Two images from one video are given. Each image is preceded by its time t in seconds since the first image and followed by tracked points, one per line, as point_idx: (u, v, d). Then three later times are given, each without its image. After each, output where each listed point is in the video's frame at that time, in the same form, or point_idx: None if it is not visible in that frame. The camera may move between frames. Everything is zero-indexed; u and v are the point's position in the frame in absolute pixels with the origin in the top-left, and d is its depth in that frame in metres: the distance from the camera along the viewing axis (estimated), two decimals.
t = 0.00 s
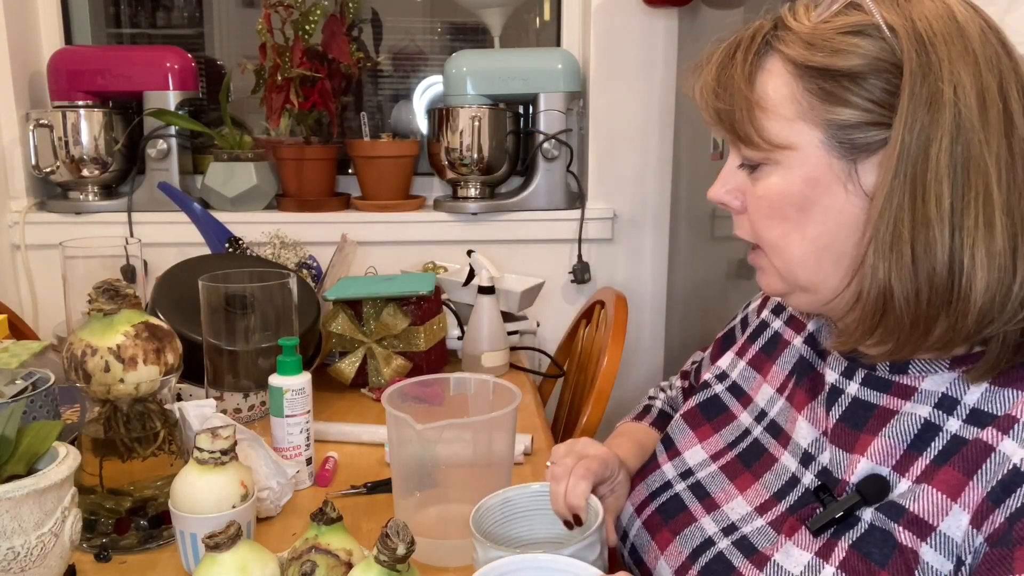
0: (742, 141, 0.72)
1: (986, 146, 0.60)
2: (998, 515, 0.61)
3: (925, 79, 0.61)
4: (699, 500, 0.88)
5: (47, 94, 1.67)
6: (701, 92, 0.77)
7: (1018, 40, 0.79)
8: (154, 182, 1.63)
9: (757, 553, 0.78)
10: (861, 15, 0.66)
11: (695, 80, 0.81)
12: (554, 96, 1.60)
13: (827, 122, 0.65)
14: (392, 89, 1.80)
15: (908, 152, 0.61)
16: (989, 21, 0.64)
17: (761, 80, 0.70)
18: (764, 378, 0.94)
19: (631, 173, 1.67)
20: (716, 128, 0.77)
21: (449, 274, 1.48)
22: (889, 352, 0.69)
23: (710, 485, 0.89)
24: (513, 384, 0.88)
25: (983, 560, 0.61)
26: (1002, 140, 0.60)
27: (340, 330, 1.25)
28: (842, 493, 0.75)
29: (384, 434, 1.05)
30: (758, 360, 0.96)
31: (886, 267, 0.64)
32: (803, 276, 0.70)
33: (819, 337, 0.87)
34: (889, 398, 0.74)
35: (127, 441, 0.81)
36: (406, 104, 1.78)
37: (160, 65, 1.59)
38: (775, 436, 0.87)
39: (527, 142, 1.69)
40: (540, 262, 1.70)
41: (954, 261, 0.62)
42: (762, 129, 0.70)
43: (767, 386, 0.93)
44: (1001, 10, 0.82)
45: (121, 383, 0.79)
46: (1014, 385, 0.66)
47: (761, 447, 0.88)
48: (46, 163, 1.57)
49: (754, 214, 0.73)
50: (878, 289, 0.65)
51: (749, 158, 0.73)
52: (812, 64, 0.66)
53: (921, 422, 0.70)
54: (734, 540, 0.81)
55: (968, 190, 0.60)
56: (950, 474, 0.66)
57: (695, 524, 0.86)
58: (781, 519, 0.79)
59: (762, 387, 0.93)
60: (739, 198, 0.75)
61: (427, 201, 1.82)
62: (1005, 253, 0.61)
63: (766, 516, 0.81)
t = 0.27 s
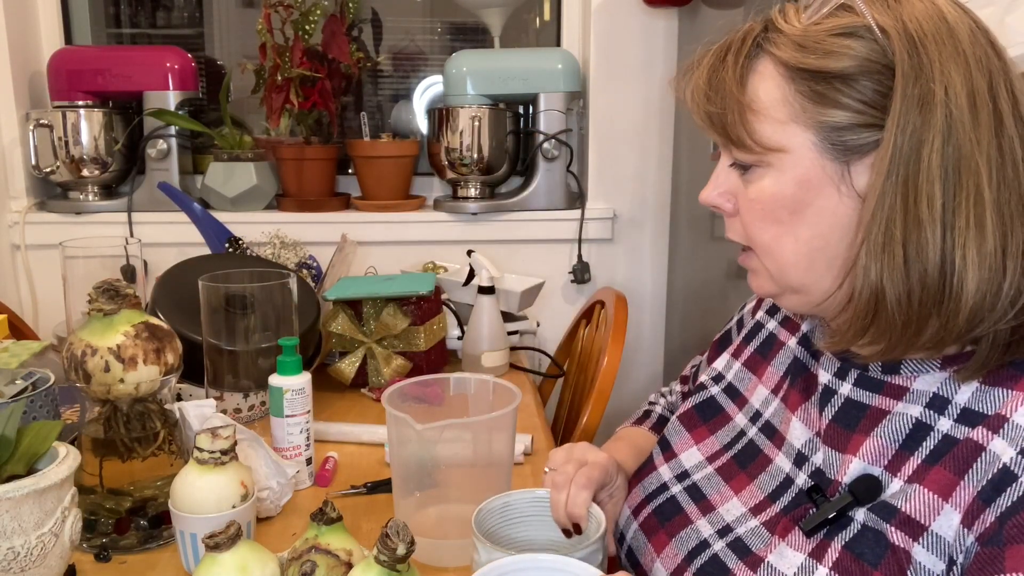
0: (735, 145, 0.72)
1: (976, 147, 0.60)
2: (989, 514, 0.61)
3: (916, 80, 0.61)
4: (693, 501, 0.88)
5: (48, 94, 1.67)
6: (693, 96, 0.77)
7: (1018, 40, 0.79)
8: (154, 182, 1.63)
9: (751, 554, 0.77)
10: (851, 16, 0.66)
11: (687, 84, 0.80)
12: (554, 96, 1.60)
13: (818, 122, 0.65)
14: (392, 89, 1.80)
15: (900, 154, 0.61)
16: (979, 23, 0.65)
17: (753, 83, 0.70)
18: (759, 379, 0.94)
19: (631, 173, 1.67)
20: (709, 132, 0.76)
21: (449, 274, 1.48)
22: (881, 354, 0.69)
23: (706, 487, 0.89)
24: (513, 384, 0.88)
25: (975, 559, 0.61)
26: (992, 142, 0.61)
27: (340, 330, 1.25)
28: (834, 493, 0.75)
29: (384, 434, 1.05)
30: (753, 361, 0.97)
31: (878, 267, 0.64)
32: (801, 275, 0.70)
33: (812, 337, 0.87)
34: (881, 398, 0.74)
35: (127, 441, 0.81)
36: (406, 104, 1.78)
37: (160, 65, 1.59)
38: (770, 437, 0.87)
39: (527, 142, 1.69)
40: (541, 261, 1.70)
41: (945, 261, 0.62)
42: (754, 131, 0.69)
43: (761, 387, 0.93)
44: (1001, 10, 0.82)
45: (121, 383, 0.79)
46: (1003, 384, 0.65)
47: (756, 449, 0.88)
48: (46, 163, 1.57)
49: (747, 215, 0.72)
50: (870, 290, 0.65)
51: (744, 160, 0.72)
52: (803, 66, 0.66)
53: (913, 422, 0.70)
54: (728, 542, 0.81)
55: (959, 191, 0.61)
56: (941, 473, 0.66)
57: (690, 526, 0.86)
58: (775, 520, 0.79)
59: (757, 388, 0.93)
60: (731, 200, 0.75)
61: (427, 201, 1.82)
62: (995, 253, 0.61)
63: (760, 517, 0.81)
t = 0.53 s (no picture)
0: (740, 145, 0.72)
1: (983, 146, 0.61)
2: (989, 514, 0.61)
3: (925, 81, 0.61)
4: (694, 502, 0.88)
5: (48, 94, 1.67)
6: (696, 95, 0.77)
7: (1017, 40, 0.79)
8: (154, 182, 1.63)
9: (751, 554, 0.77)
10: (857, 16, 0.66)
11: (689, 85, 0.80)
12: (554, 96, 1.60)
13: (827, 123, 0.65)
14: (392, 89, 1.80)
15: (909, 155, 0.61)
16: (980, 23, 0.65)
17: (758, 84, 0.69)
18: (759, 379, 0.94)
19: (631, 173, 1.67)
20: (711, 132, 0.76)
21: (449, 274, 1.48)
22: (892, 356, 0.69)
23: (706, 487, 0.89)
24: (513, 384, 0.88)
25: (975, 559, 0.61)
26: (1000, 142, 0.61)
27: (340, 330, 1.25)
28: (834, 493, 0.75)
29: (384, 434, 1.05)
30: (753, 361, 0.97)
31: (889, 268, 0.64)
32: (806, 278, 0.70)
33: (812, 337, 0.87)
34: (881, 398, 0.74)
35: (127, 441, 0.81)
36: (406, 104, 1.78)
37: (160, 65, 1.59)
38: (770, 437, 0.87)
39: (527, 142, 1.69)
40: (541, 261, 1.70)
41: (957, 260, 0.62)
42: (760, 131, 0.69)
43: (762, 387, 0.93)
44: (1001, 11, 0.82)
45: (121, 383, 0.79)
46: (1003, 384, 0.65)
47: (757, 449, 0.88)
48: (46, 163, 1.57)
49: (752, 216, 0.72)
50: (879, 291, 0.65)
51: (747, 160, 0.72)
52: (810, 66, 0.66)
53: (913, 422, 0.70)
54: (729, 542, 0.80)
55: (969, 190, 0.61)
56: (941, 473, 0.66)
57: (691, 526, 0.86)
58: (775, 520, 0.79)
59: (757, 388, 0.93)
60: (732, 201, 0.75)
61: (427, 201, 1.82)
62: (1006, 252, 0.61)
63: (760, 517, 0.81)
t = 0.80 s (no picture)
0: (746, 146, 0.71)
1: (990, 145, 0.61)
2: (992, 514, 0.61)
3: (933, 80, 0.62)
4: (696, 502, 0.88)
5: (48, 94, 1.67)
6: (699, 96, 0.76)
7: (1018, 39, 0.79)
8: (154, 182, 1.63)
9: (753, 554, 0.77)
10: (862, 15, 0.66)
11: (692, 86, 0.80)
12: (554, 96, 1.60)
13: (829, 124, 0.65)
14: (392, 89, 1.80)
15: (917, 155, 0.62)
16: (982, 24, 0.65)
17: (764, 84, 0.69)
18: (761, 379, 0.94)
19: (631, 173, 1.67)
20: (715, 132, 0.76)
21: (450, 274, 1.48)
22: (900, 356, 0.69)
23: (708, 487, 0.89)
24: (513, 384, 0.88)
25: (977, 559, 0.61)
26: (1005, 141, 0.62)
27: (340, 330, 1.25)
28: (837, 493, 0.75)
29: (384, 434, 1.05)
30: (755, 361, 0.97)
31: (898, 269, 0.64)
32: (809, 279, 0.70)
33: (813, 336, 0.87)
34: (883, 398, 0.74)
35: (127, 441, 0.81)
36: (406, 103, 1.78)
37: (160, 65, 1.59)
38: (772, 438, 0.87)
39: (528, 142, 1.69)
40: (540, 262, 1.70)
41: (966, 259, 0.62)
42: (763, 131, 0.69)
43: (764, 387, 0.93)
44: (1001, 10, 0.81)
45: (121, 383, 0.79)
46: (1006, 384, 0.65)
47: (759, 449, 0.88)
48: (46, 163, 1.57)
49: (757, 218, 0.72)
50: (886, 291, 0.65)
51: (750, 161, 0.72)
52: (816, 66, 0.66)
53: (915, 421, 0.70)
54: (731, 542, 0.80)
55: (976, 190, 0.61)
56: (943, 473, 0.66)
57: (694, 526, 0.86)
58: (778, 520, 0.79)
59: (759, 388, 0.93)
60: (736, 203, 0.75)
61: (427, 201, 1.82)
62: (1014, 250, 0.62)
63: (762, 517, 0.80)
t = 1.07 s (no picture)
0: (750, 149, 0.71)
1: (993, 146, 0.61)
2: (993, 515, 0.61)
3: (936, 82, 0.62)
4: (698, 502, 0.88)
5: (48, 94, 1.67)
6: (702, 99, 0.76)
7: (1018, 39, 0.80)
8: (154, 182, 1.63)
9: (754, 554, 0.78)
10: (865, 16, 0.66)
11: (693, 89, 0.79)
12: (554, 96, 1.60)
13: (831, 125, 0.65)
14: (392, 89, 1.80)
15: (918, 154, 0.62)
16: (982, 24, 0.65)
17: (766, 86, 0.69)
18: (762, 380, 0.94)
19: (631, 173, 1.67)
20: (717, 134, 0.75)
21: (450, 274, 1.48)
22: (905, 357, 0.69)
23: (709, 487, 0.89)
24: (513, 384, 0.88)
25: (978, 560, 0.61)
26: (1008, 141, 0.62)
27: (340, 330, 1.25)
28: (837, 494, 0.75)
29: (384, 434, 1.05)
30: (756, 360, 0.97)
31: (902, 269, 0.64)
32: (812, 280, 0.70)
33: (814, 337, 0.87)
34: (883, 399, 0.74)
35: (127, 441, 0.81)
36: (406, 103, 1.78)
37: (160, 65, 1.59)
38: (773, 439, 0.87)
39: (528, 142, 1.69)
40: (540, 262, 1.70)
41: (971, 260, 0.62)
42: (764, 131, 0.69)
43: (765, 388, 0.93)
44: (1002, 10, 0.81)
45: (121, 383, 0.79)
46: (1006, 385, 0.65)
47: (760, 450, 0.88)
48: (46, 163, 1.57)
49: (759, 219, 0.72)
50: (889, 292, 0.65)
51: (752, 162, 0.72)
52: (818, 67, 0.66)
53: (916, 422, 0.70)
54: (732, 542, 0.81)
55: (980, 190, 0.61)
56: (943, 474, 0.66)
57: (695, 526, 0.86)
58: (779, 520, 0.79)
59: (761, 388, 0.93)
60: (737, 204, 0.75)
61: (427, 201, 1.82)
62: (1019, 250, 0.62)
63: (763, 516, 0.81)
